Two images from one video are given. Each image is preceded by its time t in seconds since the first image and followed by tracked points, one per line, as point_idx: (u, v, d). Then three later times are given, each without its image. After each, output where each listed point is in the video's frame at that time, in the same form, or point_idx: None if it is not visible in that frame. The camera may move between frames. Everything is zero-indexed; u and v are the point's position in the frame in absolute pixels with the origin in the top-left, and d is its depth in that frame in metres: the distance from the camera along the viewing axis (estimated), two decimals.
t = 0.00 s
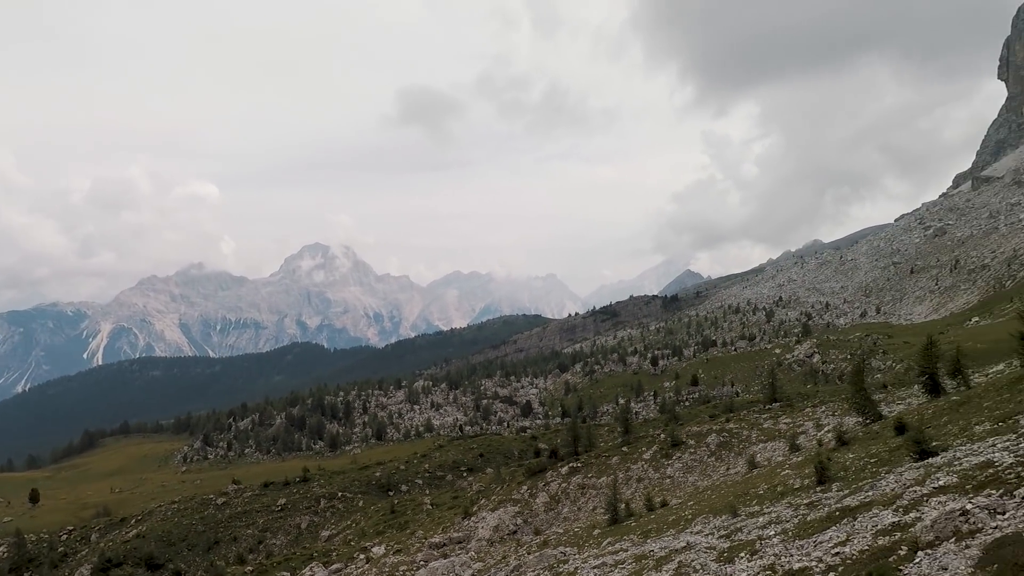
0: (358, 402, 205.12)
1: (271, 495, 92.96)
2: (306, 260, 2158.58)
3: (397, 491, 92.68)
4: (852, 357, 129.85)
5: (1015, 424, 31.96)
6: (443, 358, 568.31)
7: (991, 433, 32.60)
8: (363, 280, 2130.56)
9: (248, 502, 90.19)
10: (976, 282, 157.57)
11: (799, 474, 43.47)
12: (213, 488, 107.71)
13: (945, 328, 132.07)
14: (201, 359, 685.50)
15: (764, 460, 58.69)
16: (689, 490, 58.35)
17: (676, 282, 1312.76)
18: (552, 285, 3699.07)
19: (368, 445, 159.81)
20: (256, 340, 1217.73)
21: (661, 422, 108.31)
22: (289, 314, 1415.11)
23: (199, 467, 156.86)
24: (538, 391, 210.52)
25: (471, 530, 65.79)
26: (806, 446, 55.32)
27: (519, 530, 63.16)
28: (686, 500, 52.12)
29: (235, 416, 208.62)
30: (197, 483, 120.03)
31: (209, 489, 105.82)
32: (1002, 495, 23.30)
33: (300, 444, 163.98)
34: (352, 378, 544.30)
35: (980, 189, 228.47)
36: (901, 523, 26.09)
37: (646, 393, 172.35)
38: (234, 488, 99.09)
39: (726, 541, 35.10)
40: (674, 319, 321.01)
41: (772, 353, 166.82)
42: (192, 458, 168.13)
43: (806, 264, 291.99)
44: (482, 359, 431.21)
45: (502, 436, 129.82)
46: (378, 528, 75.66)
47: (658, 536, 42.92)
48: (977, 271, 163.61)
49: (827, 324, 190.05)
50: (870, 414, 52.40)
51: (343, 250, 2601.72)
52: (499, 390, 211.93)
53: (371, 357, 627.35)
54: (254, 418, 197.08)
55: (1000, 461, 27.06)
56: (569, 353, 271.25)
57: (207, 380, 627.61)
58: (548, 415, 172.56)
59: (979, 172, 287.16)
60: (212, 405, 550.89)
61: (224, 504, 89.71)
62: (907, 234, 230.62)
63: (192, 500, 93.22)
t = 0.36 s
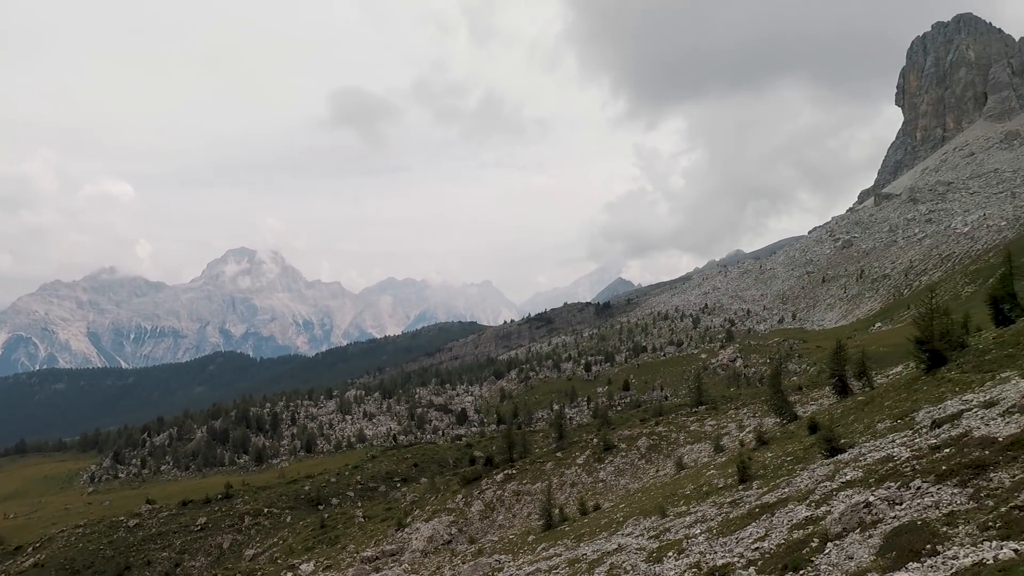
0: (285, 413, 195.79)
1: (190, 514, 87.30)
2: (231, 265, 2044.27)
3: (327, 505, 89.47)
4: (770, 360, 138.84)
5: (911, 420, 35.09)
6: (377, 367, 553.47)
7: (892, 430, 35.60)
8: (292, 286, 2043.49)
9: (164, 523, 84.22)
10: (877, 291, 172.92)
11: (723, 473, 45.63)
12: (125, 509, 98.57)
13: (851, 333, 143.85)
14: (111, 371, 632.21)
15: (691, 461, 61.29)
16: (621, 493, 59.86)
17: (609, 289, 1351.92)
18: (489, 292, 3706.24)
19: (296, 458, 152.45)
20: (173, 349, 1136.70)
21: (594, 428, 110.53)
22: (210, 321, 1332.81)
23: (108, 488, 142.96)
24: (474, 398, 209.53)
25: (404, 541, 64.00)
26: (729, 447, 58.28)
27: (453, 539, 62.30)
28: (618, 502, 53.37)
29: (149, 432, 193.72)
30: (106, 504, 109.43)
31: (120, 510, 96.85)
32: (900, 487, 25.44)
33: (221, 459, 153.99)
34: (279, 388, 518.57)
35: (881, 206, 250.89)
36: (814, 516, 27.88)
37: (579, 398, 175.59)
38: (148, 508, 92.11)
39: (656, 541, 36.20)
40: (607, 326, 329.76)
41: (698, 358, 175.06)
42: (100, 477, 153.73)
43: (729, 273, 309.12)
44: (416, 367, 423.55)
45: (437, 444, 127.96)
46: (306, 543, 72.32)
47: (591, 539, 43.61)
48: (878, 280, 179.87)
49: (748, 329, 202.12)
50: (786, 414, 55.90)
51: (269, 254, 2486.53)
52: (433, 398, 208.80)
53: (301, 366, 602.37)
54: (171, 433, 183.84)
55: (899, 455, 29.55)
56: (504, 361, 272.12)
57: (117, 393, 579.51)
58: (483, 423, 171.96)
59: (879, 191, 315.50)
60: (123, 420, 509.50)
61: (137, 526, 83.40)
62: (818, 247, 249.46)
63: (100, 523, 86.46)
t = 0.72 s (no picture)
0: (214, 426, 185.25)
1: (106, 537, 81.57)
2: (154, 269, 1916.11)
3: (259, 521, 85.32)
4: (704, 366, 144.86)
5: (831, 421, 37.57)
6: (314, 376, 532.88)
7: (813, 430, 37.99)
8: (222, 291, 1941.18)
9: (75, 547, 77.69)
10: (800, 300, 184.62)
11: (659, 477, 47.02)
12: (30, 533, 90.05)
13: (778, 339, 152.69)
14: (14, 385, 577.48)
15: (629, 466, 62.81)
16: (561, 499, 60.47)
17: (551, 297, 1372.44)
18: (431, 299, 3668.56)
19: (226, 473, 144.08)
20: (87, 359, 1051.44)
21: (535, 434, 111.15)
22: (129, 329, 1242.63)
23: (11, 511, 130.09)
24: (415, 407, 205.88)
25: (341, 556, 61.63)
26: (665, 450, 60.20)
27: (392, 552, 60.73)
28: (559, 509, 53.77)
29: (59, 450, 178.22)
30: (9, 529, 99.68)
31: (24, 535, 88.42)
32: (820, 484, 27.09)
33: (141, 477, 143.30)
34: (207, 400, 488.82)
35: (804, 219, 268.29)
36: (743, 515, 29.17)
37: (521, 405, 175.99)
38: (57, 532, 84.76)
39: (595, 545, 36.74)
40: (549, 332, 333.19)
41: (636, 364, 180.07)
42: (2, 500, 138.85)
43: (665, 281, 320.88)
44: (355, 376, 411.26)
45: (377, 455, 124.52)
46: (236, 562, 68.56)
47: (532, 546, 43.79)
48: (801, 290, 192.21)
49: (683, 336, 210.18)
50: (719, 418, 58.34)
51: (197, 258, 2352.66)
52: (373, 407, 203.50)
53: (232, 376, 572.85)
54: (85, 450, 169.99)
55: (819, 455, 31.46)
56: (446, 368, 268.87)
57: (21, 409, 529.69)
58: (424, 432, 169.00)
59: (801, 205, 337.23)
60: (28, 437, 466.15)
61: (44, 552, 76.46)
62: (748, 256, 263.46)
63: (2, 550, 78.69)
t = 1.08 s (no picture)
0: (135, 442, 172.58)
1: (8, 566, 74.28)
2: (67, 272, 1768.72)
3: (185, 541, 80.13)
4: (642, 372, 149.15)
5: (759, 424, 39.55)
6: (247, 386, 507.30)
7: (742, 433, 39.85)
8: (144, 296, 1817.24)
9: None
10: (732, 308, 194.10)
11: (598, 482, 47.75)
12: None
13: (711, 346, 159.73)
14: None
15: (569, 472, 63.55)
16: (503, 507, 60.32)
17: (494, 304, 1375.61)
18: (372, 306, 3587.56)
19: (148, 491, 134.10)
20: None
21: (477, 443, 110.38)
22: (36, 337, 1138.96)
23: None
24: (354, 417, 199.77)
25: None
26: (605, 455, 61.45)
27: (328, 568, 58.58)
28: (500, 517, 53.56)
29: None
30: None
31: None
32: (749, 486, 28.36)
33: (49, 498, 131.07)
34: (126, 414, 454.91)
35: (735, 231, 282.75)
36: (677, 518, 30.05)
37: (463, 414, 174.40)
38: None
39: (536, 552, 36.77)
40: (492, 340, 333.25)
41: (577, 371, 182.92)
42: None
43: (606, 289, 328.98)
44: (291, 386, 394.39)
45: (314, 467, 119.59)
46: None
47: (473, 555, 43.35)
48: (733, 298, 202.17)
49: (622, 343, 215.79)
50: (656, 423, 60.11)
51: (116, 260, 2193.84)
52: (310, 418, 195.80)
53: (155, 387, 536.66)
54: None
55: (748, 457, 32.96)
56: (387, 377, 262.76)
57: None
58: (364, 443, 164.15)
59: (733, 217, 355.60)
60: None
61: None
62: (683, 266, 274.58)
63: None
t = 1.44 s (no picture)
0: (47, 463, 158.23)
1: None
2: None
3: (103, 569, 74.05)
4: (587, 384, 151.23)
5: (697, 433, 40.83)
6: (176, 401, 477.12)
7: (682, 443, 40.95)
8: (59, 305, 1679.15)
9: None
10: (673, 320, 200.73)
11: (543, 495, 47.76)
12: None
13: (653, 357, 164.40)
14: None
15: (515, 484, 63.30)
16: (447, 522, 59.24)
17: (440, 316, 1362.47)
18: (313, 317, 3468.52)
19: (62, 516, 122.86)
20: None
21: (422, 456, 108.09)
22: None
23: None
24: (293, 432, 191.41)
25: None
26: (549, 467, 61.67)
27: None
28: (445, 532, 52.54)
29: None
30: None
31: None
32: (687, 494, 29.14)
33: None
34: (37, 433, 417.20)
35: (675, 245, 293.68)
36: (619, 528, 30.43)
37: (407, 427, 170.64)
38: None
39: (480, 567, 36.20)
40: (437, 352, 329.10)
41: (523, 382, 183.25)
42: None
43: (552, 301, 332.88)
44: (225, 401, 373.93)
45: (249, 486, 113.32)
46: None
47: (416, 573, 42.21)
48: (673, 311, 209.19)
49: (567, 355, 218.39)
50: (599, 433, 60.93)
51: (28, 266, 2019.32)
52: (245, 434, 185.91)
53: (70, 404, 494.75)
54: None
55: (687, 466, 33.88)
56: (328, 390, 253.65)
57: None
58: (303, 459, 157.45)
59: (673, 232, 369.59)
60: None
61: None
62: (626, 279, 282.06)
63: None
